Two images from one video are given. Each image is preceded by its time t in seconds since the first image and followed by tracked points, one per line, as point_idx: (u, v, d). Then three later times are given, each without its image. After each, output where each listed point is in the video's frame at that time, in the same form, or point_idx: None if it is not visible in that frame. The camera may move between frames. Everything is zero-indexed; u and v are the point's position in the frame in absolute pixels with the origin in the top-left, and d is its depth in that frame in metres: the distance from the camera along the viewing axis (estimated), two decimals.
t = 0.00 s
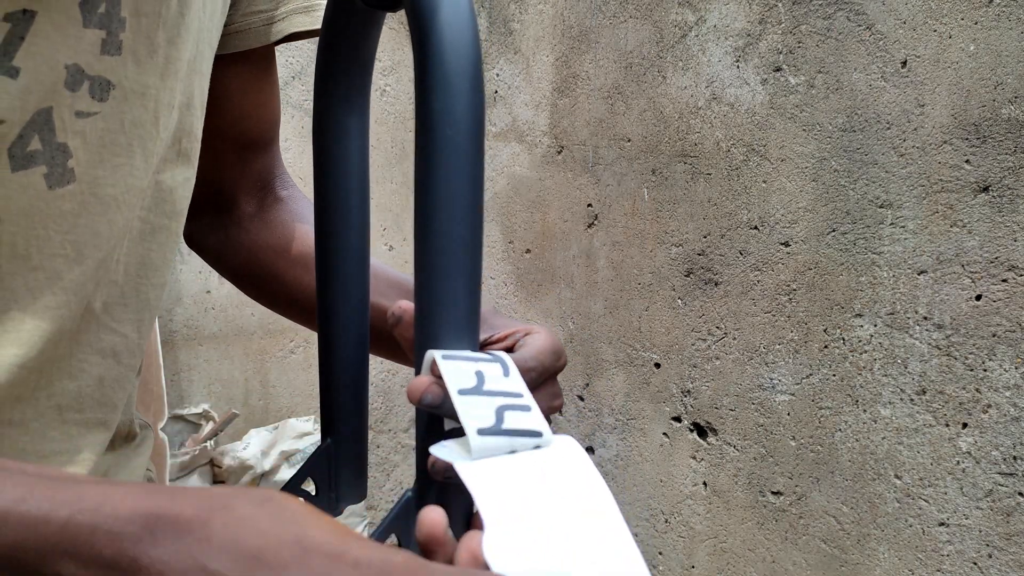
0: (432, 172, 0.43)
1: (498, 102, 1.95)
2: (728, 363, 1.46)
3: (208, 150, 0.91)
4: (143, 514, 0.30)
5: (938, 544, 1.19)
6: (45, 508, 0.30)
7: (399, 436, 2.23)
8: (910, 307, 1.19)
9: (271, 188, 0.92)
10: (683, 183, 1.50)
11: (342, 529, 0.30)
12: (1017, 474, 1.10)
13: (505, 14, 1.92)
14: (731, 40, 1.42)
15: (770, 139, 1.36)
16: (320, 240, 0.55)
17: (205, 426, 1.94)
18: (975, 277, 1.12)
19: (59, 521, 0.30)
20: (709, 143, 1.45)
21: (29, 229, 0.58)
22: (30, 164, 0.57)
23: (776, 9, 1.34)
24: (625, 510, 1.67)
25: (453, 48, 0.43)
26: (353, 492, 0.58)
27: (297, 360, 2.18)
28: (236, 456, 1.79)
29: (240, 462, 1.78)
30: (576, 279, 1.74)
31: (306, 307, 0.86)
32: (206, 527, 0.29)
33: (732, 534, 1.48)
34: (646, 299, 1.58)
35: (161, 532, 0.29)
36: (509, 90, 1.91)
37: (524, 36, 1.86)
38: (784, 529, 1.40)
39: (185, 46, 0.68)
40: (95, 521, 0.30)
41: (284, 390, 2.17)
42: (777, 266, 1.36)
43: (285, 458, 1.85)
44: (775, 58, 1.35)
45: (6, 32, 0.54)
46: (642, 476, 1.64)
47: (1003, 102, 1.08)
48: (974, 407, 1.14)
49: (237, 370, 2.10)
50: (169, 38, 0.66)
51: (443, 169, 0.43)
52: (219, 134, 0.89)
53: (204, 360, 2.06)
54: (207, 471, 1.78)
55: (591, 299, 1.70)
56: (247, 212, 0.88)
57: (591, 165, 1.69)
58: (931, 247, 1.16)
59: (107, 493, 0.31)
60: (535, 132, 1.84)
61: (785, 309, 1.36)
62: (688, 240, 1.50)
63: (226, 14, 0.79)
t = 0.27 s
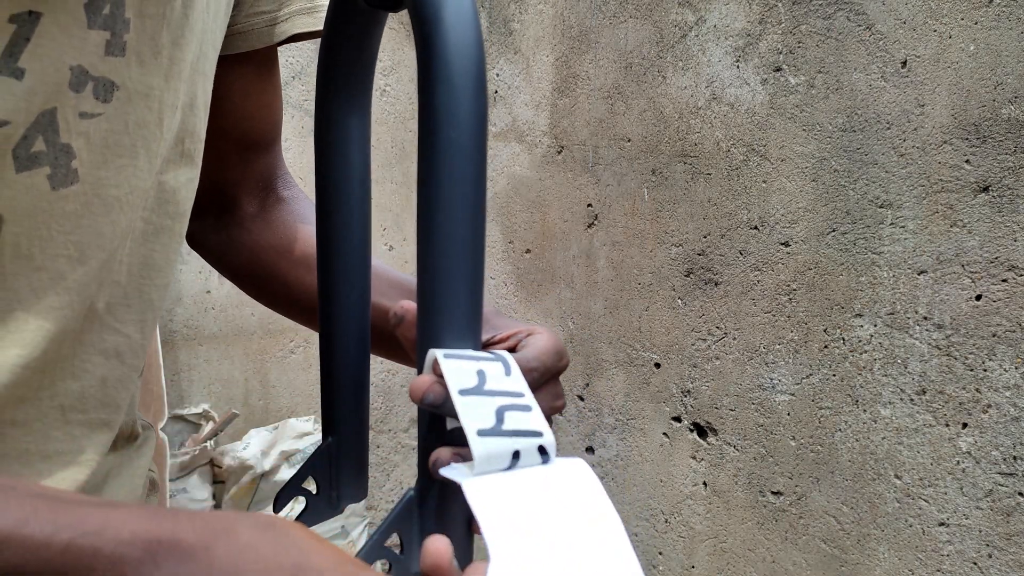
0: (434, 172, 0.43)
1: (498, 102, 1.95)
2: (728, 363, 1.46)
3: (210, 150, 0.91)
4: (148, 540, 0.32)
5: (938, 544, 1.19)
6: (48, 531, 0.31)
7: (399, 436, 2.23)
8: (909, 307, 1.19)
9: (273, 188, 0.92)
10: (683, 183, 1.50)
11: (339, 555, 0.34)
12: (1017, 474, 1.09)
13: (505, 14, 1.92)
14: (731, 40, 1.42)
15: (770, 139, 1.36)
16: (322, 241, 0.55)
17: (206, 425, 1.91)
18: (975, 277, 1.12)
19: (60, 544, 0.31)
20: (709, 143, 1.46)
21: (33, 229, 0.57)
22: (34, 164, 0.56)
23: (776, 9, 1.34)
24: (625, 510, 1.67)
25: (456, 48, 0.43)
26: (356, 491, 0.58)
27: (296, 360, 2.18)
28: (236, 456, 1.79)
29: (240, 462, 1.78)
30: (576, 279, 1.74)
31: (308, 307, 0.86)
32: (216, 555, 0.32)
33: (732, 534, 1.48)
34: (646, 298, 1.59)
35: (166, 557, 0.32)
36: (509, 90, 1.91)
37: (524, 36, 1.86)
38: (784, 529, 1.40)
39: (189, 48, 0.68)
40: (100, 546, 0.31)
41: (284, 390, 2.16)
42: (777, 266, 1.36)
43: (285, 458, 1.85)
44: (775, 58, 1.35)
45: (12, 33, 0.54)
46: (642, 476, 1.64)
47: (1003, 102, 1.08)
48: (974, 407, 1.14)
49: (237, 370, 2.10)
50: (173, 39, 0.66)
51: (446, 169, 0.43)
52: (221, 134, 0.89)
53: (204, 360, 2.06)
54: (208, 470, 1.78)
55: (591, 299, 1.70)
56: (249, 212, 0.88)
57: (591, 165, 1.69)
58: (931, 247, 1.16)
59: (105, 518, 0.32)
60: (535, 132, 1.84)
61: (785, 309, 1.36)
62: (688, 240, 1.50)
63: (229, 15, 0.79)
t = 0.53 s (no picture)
0: (437, 172, 0.43)
1: (498, 102, 1.95)
2: (727, 363, 1.46)
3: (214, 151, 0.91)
4: (149, 527, 0.31)
5: (938, 544, 1.19)
6: (48, 521, 0.31)
7: (399, 436, 2.23)
8: (910, 307, 1.19)
9: (277, 188, 0.92)
10: (683, 183, 1.50)
11: (352, 550, 0.32)
12: (1017, 474, 1.10)
13: (505, 14, 1.92)
14: (731, 40, 1.42)
15: (770, 139, 1.36)
16: (325, 242, 0.55)
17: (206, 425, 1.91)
18: (975, 277, 1.12)
19: (61, 533, 0.31)
20: (709, 143, 1.46)
21: (35, 229, 0.57)
22: (37, 164, 0.56)
23: (776, 9, 1.34)
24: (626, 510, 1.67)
25: (458, 48, 0.43)
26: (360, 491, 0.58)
27: (296, 360, 2.18)
28: (235, 455, 1.79)
29: (240, 462, 1.78)
30: (576, 279, 1.74)
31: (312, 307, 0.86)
32: (217, 544, 0.30)
33: (732, 534, 1.48)
34: (646, 298, 1.59)
35: (167, 544, 0.30)
36: (509, 90, 1.91)
37: (524, 36, 1.86)
38: (784, 529, 1.40)
39: (194, 48, 0.68)
40: (99, 534, 0.31)
41: (284, 390, 2.16)
42: (777, 266, 1.36)
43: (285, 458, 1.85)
44: (775, 58, 1.35)
45: (15, 34, 0.54)
46: (642, 476, 1.64)
47: (1003, 102, 1.08)
48: (974, 407, 1.14)
49: (237, 370, 2.10)
50: (177, 39, 0.66)
51: (448, 170, 0.43)
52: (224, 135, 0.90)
53: (204, 360, 2.06)
54: (208, 470, 1.78)
55: (591, 298, 1.70)
56: (254, 213, 0.88)
57: (591, 165, 1.69)
58: (931, 247, 1.17)
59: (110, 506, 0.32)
60: (535, 132, 1.84)
61: (785, 309, 1.36)
62: (688, 240, 1.50)
63: (234, 15, 0.78)
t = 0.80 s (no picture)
0: (438, 166, 0.44)
1: (498, 103, 1.95)
2: (727, 363, 1.46)
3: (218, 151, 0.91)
4: (152, 443, 0.32)
5: (938, 544, 1.19)
6: (52, 443, 0.33)
7: (400, 436, 2.24)
8: (910, 307, 1.19)
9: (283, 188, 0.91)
10: (683, 183, 1.50)
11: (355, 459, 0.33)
12: (1017, 475, 1.10)
13: (505, 14, 1.92)
14: (731, 40, 1.42)
15: (770, 139, 1.36)
16: (326, 240, 0.55)
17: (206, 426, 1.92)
18: (975, 277, 1.12)
19: (66, 454, 0.33)
20: (709, 143, 1.46)
21: (35, 230, 0.58)
22: (37, 165, 0.56)
23: (776, 9, 1.34)
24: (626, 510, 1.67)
25: (459, 42, 0.43)
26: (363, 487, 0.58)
27: (296, 360, 2.18)
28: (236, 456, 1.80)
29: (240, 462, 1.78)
30: (576, 279, 1.74)
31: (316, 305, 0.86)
32: (220, 456, 0.31)
33: (732, 534, 1.48)
34: (646, 299, 1.59)
35: (171, 456, 0.32)
36: (509, 90, 1.91)
37: (524, 36, 1.87)
38: (784, 529, 1.40)
39: (196, 49, 0.67)
40: (105, 451, 0.32)
41: (284, 390, 2.17)
42: (777, 266, 1.36)
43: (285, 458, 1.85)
44: (775, 58, 1.35)
45: (16, 35, 0.53)
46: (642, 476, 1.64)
47: (1003, 102, 1.08)
48: (974, 407, 1.14)
49: (237, 369, 2.11)
50: (180, 40, 0.65)
51: (450, 166, 0.43)
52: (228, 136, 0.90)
53: (204, 360, 2.06)
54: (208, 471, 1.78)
55: (591, 298, 1.71)
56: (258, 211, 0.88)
57: (591, 165, 1.69)
58: (931, 247, 1.16)
59: (116, 427, 0.33)
60: (535, 132, 1.84)
61: (785, 309, 1.36)
62: (688, 240, 1.50)
63: (237, 16, 0.78)
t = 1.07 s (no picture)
0: (440, 163, 0.44)
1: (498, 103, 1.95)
2: (727, 363, 1.46)
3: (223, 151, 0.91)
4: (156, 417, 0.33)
5: (938, 544, 1.19)
6: (54, 419, 0.34)
7: (400, 436, 2.24)
8: (910, 307, 1.19)
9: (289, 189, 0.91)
10: (683, 183, 1.50)
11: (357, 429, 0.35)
12: (1017, 474, 1.10)
13: (505, 14, 1.92)
14: (731, 40, 1.42)
15: (770, 139, 1.36)
16: (326, 240, 0.55)
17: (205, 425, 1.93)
18: (975, 277, 1.12)
19: (69, 429, 0.33)
20: (709, 143, 1.46)
21: (35, 230, 0.58)
22: (37, 166, 0.56)
23: (776, 9, 1.34)
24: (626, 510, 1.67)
25: (459, 39, 0.43)
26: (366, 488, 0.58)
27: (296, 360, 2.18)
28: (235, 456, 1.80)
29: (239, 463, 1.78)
30: (576, 279, 1.74)
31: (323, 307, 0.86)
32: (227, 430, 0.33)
33: (732, 534, 1.48)
34: (646, 299, 1.59)
35: (177, 431, 0.33)
36: (509, 90, 1.91)
37: (524, 36, 1.87)
38: (784, 529, 1.40)
39: (197, 50, 0.67)
40: (110, 426, 0.33)
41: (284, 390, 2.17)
42: (777, 266, 1.36)
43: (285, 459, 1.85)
44: (775, 58, 1.35)
45: (15, 35, 0.53)
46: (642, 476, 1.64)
47: (1003, 102, 1.08)
48: (974, 407, 1.14)
49: (237, 369, 2.11)
50: (181, 41, 0.65)
51: (451, 162, 0.43)
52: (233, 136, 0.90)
53: (204, 360, 2.05)
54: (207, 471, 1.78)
55: (591, 298, 1.71)
56: (266, 212, 0.88)
57: (591, 165, 1.69)
58: (930, 247, 1.16)
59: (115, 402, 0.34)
60: (535, 132, 1.84)
61: (785, 310, 1.36)
62: (688, 240, 1.50)
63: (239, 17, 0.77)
